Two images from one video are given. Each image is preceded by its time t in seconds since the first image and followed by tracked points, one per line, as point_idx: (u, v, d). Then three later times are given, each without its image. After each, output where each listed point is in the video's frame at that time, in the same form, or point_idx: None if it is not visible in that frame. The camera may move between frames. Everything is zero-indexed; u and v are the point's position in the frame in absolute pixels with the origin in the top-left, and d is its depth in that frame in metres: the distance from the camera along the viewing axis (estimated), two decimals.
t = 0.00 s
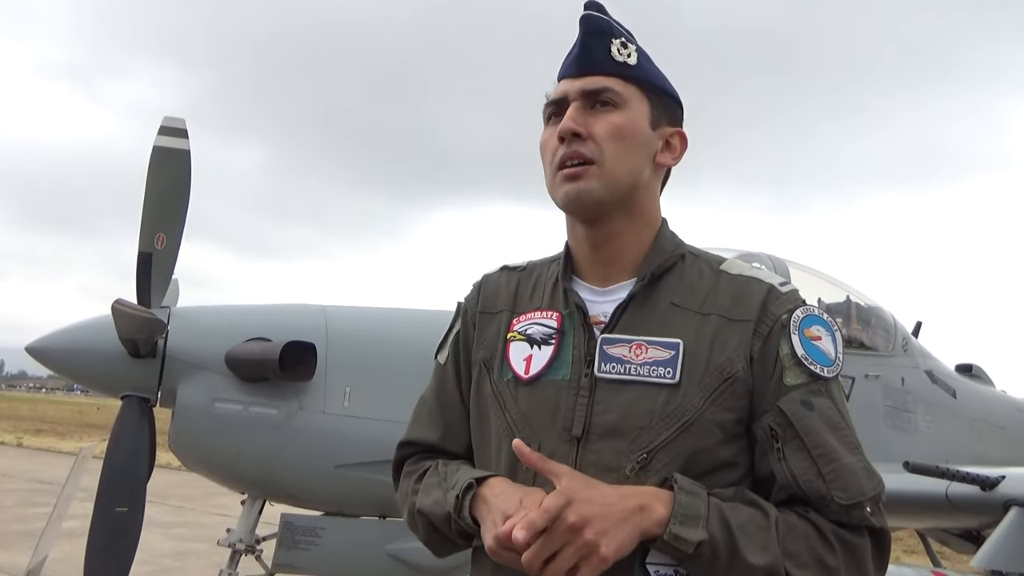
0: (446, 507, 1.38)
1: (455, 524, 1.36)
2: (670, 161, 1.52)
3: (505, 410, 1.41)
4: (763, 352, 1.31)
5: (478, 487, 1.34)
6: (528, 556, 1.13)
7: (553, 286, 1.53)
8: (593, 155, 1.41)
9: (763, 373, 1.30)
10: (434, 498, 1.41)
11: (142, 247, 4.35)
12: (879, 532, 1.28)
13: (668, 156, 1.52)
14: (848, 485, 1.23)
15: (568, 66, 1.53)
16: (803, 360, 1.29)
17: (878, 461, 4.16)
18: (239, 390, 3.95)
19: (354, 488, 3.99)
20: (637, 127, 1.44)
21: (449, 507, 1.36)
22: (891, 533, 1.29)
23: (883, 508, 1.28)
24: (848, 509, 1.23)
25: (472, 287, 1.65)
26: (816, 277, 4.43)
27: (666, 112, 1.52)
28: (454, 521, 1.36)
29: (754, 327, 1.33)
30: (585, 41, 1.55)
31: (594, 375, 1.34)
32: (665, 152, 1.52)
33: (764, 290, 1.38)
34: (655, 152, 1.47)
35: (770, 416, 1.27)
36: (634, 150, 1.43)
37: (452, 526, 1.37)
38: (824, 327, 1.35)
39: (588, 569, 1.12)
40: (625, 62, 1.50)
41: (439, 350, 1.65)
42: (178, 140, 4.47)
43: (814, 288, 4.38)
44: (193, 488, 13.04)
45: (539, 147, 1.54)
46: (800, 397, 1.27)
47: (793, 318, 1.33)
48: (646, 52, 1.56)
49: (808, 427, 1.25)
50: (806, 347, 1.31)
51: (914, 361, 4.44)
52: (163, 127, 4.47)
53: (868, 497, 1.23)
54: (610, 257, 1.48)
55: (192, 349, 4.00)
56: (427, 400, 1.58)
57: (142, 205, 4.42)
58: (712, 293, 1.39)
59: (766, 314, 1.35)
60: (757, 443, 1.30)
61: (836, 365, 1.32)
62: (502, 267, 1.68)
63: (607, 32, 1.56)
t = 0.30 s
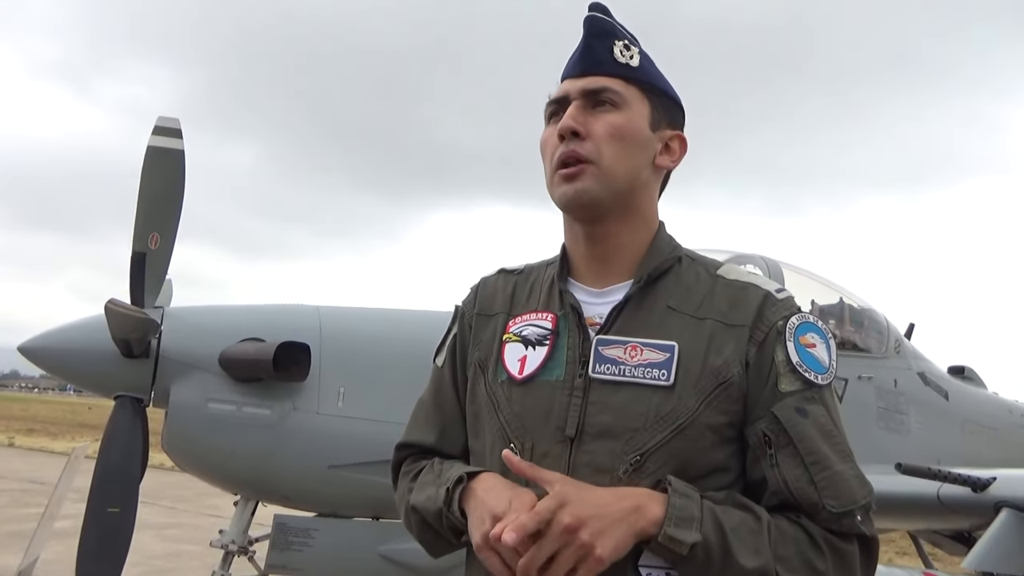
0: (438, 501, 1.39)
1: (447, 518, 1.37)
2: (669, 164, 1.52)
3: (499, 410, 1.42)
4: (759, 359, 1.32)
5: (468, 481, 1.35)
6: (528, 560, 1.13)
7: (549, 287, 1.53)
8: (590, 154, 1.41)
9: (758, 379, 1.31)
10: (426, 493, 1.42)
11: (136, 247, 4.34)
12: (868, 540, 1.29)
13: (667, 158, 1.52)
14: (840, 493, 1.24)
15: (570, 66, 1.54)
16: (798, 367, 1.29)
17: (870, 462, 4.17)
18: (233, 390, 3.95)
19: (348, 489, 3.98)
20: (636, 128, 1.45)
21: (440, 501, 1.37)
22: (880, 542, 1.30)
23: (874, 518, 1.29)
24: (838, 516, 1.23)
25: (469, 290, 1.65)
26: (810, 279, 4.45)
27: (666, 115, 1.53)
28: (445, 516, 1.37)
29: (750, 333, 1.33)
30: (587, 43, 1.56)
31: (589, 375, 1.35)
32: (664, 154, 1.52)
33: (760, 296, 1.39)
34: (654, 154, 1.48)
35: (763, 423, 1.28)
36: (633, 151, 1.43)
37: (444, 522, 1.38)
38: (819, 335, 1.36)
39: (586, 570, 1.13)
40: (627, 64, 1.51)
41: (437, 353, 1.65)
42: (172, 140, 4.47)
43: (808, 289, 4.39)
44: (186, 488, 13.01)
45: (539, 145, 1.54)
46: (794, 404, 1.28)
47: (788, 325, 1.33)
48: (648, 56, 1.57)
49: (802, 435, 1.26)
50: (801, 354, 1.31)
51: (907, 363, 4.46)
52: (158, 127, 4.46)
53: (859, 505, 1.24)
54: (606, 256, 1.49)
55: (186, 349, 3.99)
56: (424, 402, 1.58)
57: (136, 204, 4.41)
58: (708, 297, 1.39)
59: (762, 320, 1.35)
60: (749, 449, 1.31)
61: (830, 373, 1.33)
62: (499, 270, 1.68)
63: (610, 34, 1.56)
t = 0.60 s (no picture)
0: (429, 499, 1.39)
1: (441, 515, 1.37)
2: (667, 165, 1.53)
3: (497, 409, 1.42)
4: (757, 358, 1.32)
5: (461, 477, 1.36)
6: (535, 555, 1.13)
7: (547, 287, 1.53)
8: (589, 153, 1.42)
9: (757, 379, 1.31)
10: (420, 489, 1.42)
11: (130, 247, 4.33)
12: (864, 538, 1.30)
13: (665, 159, 1.52)
14: (838, 491, 1.24)
15: (569, 67, 1.54)
16: (796, 367, 1.30)
17: (865, 460, 4.19)
18: (229, 390, 3.94)
19: (344, 489, 3.98)
20: (634, 128, 1.45)
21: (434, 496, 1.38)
22: (875, 539, 1.30)
23: (870, 515, 1.30)
24: (836, 515, 1.24)
25: (466, 290, 1.65)
26: (805, 279, 4.46)
27: (664, 116, 1.53)
28: (440, 513, 1.37)
29: (748, 334, 1.34)
30: (586, 44, 1.56)
31: (588, 375, 1.35)
32: (662, 155, 1.52)
33: (758, 297, 1.39)
34: (652, 154, 1.48)
35: (762, 422, 1.28)
36: (631, 150, 1.44)
37: (439, 518, 1.38)
38: (815, 335, 1.37)
39: (591, 566, 1.13)
40: (626, 65, 1.51)
41: (434, 353, 1.65)
42: (167, 140, 4.46)
43: (803, 289, 4.41)
44: (181, 489, 12.98)
45: (538, 145, 1.55)
46: (793, 404, 1.28)
47: (786, 326, 1.34)
48: (647, 58, 1.57)
49: (800, 434, 1.26)
50: (798, 354, 1.32)
51: (902, 362, 4.48)
52: (152, 127, 4.45)
53: (856, 503, 1.25)
54: (604, 255, 1.49)
55: (181, 350, 3.99)
56: (421, 402, 1.58)
57: (131, 205, 4.40)
58: (706, 298, 1.40)
59: (761, 321, 1.36)
60: (747, 448, 1.31)
61: (827, 373, 1.34)
62: (496, 269, 1.68)
63: (609, 35, 1.56)
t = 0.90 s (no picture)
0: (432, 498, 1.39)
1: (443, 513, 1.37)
2: (664, 165, 1.53)
3: (495, 408, 1.42)
4: (753, 357, 1.32)
5: (460, 477, 1.35)
6: (533, 537, 1.14)
7: (544, 286, 1.54)
8: (589, 156, 1.42)
9: (753, 378, 1.31)
10: (417, 487, 1.42)
11: (126, 244, 4.32)
12: (859, 534, 1.30)
13: (662, 160, 1.53)
14: (833, 488, 1.25)
15: (567, 69, 1.54)
16: (791, 366, 1.30)
17: (859, 460, 4.20)
18: (224, 389, 3.94)
19: (339, 487, 3.98)
20: (633, 130, 1.45)
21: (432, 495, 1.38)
22: (869, 535, 1.31)
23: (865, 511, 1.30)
24: (832, 511, 1.24)
25: (463, 289, 1.65)
26: (801, 279, 4.47)
27: (661, 118, 1.53)
28: (439, 512, 1.37)
29: (744, 333, 1.34)
30: (584, 45, 1.56)
31: (585, 373, 1.35)
32: (660, 156, 1.53)
33: (755, 296, 1.39)
34: (650, 156, 1.48)
35: (758, 420, 1.28)
36: (630, 152, 1.44)
37: (438, 518, 1.38)
38: (811, 334, 1.37)
39: (582, 555, 1.13)
40: (624, 66, 1.51)
41: (431, 353, 1.65)
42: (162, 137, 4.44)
43: (799, 289, 4.42)
44: (175, 487, 12.96)
45: (537, 147, 1.55)
46: (788, 402, 1.28)
47: (782, 325, 1.34)
48: (645, 60, 1.57)
49: (796, 432, 1.26)
50: (794, 353, 1.32)
51: (896, 362, 4.49)
52: (147, 124, 4.44)
53: (852, 500, 1.25)
54: (602, 256, 1.49)
55: (176, 347, 3.98)
56: (419, 401, 1.58)
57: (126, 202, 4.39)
58: (703, 297, 1.40)
59: (756, 320, 1.36)
60: (744, 446, 1.32)
61: (822, 372, 1.34)
62: (493, 269, 1.68)
63: (607, 37, 1.57)
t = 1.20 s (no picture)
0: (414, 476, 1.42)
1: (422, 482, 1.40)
2: (661, 167, 1.53)
3: (493, 409, 1.42)
4: (747, 357, 1.33)
5: (434, 447, 1.40)
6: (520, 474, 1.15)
7: (543, 287, 1.54)
8: (587, 154, 1.43)
9: (746, 377, 1.32)
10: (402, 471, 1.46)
11: (123, 245, 4.32)
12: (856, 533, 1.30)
13: (659, 161, 1.53)
14: (827, 483, 1.25)
15: (566, 71, 1.55)
16: (784, 365, 1.31)
17: (856, 459, 4.21)
18: (222, 389, 3.94)
19: (337, 487, 3.98)
20: (629, 130, 1.46)
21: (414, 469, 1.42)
22: (866, 534, 1.31)
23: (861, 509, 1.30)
24: (827, 506, 1.24)
25: (463, 289, 1.66)
26: (798, 277, 4.48)
27: (658, 120, 1.54)
28: (421, 489, 1.40)
29: (738, 332, 1.35)
30: (583, 47, 1.57)
31: (583, 375, 1.36)
32: (656, 157, 1.53)
33: (749, 296, 1.40)
34: (646, 156, 1.49)
35: (752, 419, 1.29)
36: (628, 152, 1.45)
37: (422, 496, 1.40)
38: (805, 334, 1.37)
39: (561, 507, 1.15)
40: (621, 68, 1.52)
41: (431, 353, 1.65)
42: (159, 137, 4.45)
43: (796, 288, 4.43)
44: (172, 488, 12.94)
45: (535, 147, 1.55)
46: (781, 400, 1.29)
47: (775, 324, 1.35)
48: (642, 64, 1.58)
49: (789, 428, 1.27)
50: (787, 353, 1.32)
51: (893, 361, 4.50)
52: (144, 124, 4.43)
53: (847, 496, 1.25)
54: (600, 257, 1.50)
55: (174, 348, 3.98)
56: (419, 400, 1.58)
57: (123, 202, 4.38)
58: (699, 298, 1.41)
59: (751, 320, 1.37)
60: (739, 445, 1.32)
61: (817, 371, 1.34)
62: (493, 269, 1.68)
63: (606, 40, 1.57)
